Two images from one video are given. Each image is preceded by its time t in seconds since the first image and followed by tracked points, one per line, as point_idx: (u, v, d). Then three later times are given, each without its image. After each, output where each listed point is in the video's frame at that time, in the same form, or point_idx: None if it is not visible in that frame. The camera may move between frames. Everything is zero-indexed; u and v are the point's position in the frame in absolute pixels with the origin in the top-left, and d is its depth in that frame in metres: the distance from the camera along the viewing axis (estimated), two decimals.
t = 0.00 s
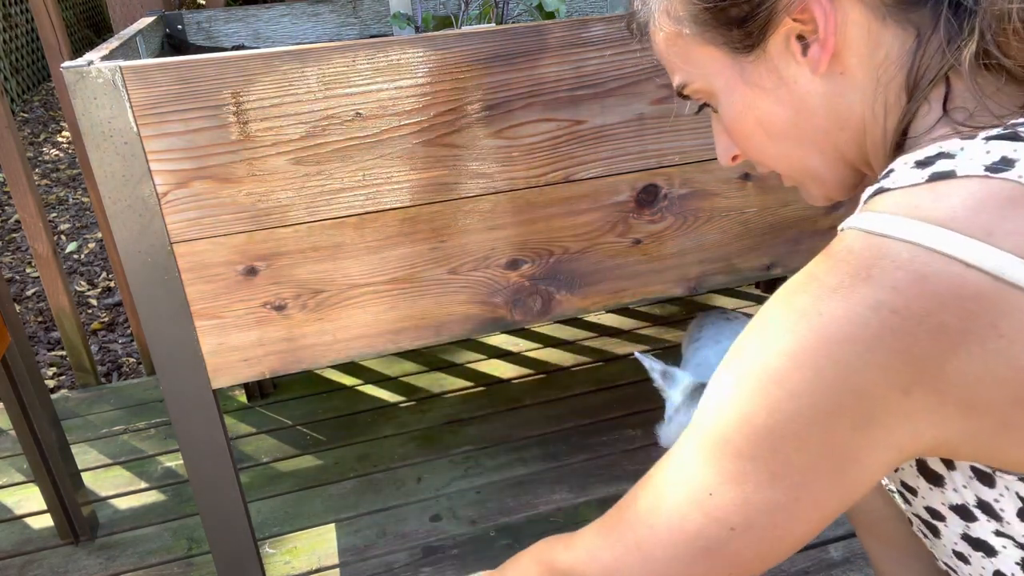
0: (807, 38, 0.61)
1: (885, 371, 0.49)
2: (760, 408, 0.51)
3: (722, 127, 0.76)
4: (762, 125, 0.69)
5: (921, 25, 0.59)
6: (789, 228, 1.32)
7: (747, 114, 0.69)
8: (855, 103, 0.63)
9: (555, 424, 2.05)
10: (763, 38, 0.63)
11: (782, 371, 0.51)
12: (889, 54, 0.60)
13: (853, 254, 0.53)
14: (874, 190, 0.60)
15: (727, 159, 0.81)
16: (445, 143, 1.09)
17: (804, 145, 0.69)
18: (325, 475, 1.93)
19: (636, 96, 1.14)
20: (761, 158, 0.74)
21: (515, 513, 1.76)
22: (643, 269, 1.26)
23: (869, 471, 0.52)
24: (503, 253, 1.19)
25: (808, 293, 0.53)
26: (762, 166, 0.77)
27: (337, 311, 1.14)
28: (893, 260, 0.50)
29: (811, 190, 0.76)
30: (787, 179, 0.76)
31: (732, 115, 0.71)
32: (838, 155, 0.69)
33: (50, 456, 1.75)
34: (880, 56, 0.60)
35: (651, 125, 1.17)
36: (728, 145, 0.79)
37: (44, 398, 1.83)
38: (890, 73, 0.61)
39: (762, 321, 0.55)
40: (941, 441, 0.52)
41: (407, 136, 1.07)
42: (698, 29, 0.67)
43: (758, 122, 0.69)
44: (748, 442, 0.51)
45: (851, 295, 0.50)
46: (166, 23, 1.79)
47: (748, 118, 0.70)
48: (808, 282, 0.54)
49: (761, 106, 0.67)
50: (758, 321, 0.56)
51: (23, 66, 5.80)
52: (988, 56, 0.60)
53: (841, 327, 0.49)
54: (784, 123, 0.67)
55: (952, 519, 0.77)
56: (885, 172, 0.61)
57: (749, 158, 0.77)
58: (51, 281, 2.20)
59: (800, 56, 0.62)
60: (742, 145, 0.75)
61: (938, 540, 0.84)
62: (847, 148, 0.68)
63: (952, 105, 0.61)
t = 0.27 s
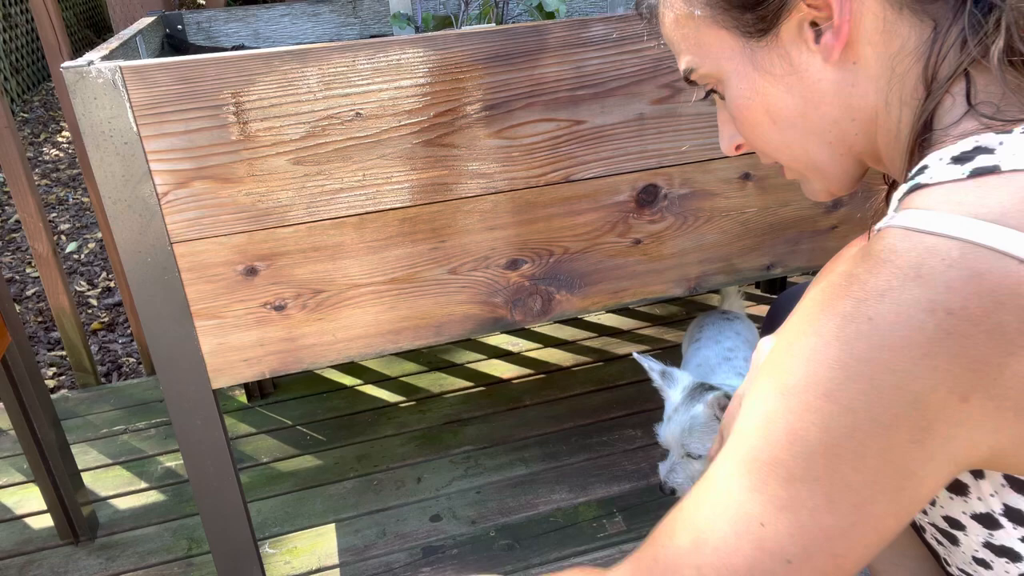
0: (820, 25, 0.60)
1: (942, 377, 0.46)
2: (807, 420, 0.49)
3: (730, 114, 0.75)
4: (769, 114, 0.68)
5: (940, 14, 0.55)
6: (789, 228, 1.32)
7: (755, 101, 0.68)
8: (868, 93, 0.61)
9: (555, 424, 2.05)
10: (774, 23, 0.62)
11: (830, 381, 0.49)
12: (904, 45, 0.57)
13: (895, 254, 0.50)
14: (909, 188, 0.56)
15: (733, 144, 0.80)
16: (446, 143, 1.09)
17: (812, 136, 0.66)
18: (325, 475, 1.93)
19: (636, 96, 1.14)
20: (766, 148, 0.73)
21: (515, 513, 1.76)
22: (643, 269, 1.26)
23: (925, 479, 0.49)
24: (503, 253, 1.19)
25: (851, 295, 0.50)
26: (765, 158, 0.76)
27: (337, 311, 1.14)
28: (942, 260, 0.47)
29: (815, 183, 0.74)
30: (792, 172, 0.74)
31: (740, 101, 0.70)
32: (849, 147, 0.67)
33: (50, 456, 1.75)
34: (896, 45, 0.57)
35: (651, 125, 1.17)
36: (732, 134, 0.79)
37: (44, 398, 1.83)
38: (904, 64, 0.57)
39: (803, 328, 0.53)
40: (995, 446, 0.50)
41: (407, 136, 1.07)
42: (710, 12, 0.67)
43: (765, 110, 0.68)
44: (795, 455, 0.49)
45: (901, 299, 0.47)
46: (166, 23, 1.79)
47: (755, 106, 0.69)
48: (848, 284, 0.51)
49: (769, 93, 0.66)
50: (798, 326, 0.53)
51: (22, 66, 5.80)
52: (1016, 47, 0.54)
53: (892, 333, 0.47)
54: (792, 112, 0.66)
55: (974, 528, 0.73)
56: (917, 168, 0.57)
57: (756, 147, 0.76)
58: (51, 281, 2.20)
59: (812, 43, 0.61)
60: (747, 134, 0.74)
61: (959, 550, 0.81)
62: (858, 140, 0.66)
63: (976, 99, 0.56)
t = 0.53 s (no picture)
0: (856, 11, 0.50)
1: (982, 398, 0.40)
2: (832, 463, 0.43)
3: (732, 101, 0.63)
4: (784, 106, 0.57)
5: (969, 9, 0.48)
6: (789, 228, 1.32)
7: (767, 90, 0.57)
8: (895, 91, 0.52)
9: (555, 424, 2.05)
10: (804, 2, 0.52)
11: (853, 420, 0.42)
12: (935, 43, 0.49)
13: (915, 270, 0.43)
14: (923, 201, 0.49)
15: (717, 140, 0.69)
16: (446, 143, 1.09)
17: (829, 133, 0.57)
18: (324, 476, 1.93)
19: (635, 96, 1.14)
20: (766, 143, 0.62)
21: (515, 513, 1.76)
22: (643, 269, 1.26)
23: (973, 510, 0.43)
24: (503, 253, 1.18)
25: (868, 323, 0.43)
26: (760, 152, 0.65)
27: (337, 311, 1.14)
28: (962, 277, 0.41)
29: (813, 184, 0.65)
30: (789, 169, 0.65)
31: (748, 93, 0.59)
32: (861, 146, 0.58)
33: (50, 456, 1.75)
34: (929, 40, 0.49)
35: (651, 125, 1.17)
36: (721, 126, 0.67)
37: (44, 398, 1.83)
38: (932, 62, 0.50)
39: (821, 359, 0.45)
40: None
41: (407, 136, 1.07)
42: None
43: (778, 102, 0.57)
44: (822, 503, 0.43)
45: (927, 319, 0.41)
46: (166, 23, 1.79)
47: (766, 96, 0.58)
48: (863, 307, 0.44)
49: (787, 82, 0.55)
50: (817, 354, 0.46)
51: (22, 66, 5.79)
52: None
53: (920, 365, 0.40)
54: (811, 106, 0.55)
55: (971, 575, 0.65)
56: (933, 177, 0.50)
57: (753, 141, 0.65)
58: (51, 281, 2.20)
59: (844, 31, 0.51)
60: (743, 128, 0.63)
61: None
62: (870, 140, 0.57)
63: (997, 99, 0.49)
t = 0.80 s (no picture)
0: None
1: None
2: (882, 496, 0.41)
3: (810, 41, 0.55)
4: (901, 52, 0.50)
5: None
6: (789, 228, 1.32)
7: (889, 32, 0.50)
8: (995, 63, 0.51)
9: (555, 424, 2.05)
10: None
11: (908, 461, 0.40)
12: None
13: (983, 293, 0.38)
14: (981, 216, 0.44)
15: (750, 96, 0.58)
16: (446, 143, 1.09)
17: (932, 96, 0.51)
18: (325, 476, 1.93)
19: (635, 96, 1.14)
20: (847, 100, 0.54)
21: (515, 513, 1.76)
22: (643, 270, 1.26)
23: None
24: (503, 253, 1.18)
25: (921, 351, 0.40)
26: (814, 117, 0.56)
27: (337, 311, 1.14)
28: None
29: (861, 167, 0.57)
30: (841, 142, 0.57)
31: (852, 31, 0.52)
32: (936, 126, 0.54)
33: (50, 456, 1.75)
34: None
35: (651, 125, 1.17)
36: (769, 82, 0.57)
37: (44, 398, 1.83)
38: None
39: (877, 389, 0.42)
40: None
41: (408, 136, 1.07)
42: None
43: (900, 45, 0.50)
44: (874, 532, 0.42)
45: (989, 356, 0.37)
46: (166, 23, 1.79)
47: (886, 39, 0.50)
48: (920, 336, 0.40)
49: (916, 26, 0.49)
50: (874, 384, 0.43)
51: (23, 66, 5.80)
52: None
53: (975, 406, 0.37)
54: (931, 59, 0.50)
55: None
56: (992, 187, 0.46)
57: (811, 95, 0.56)
58: (51, 281, 2.20)
59: None
60: (825, 81, 0.54)
61: None
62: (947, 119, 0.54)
63: None
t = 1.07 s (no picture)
0: None
1: None
2: (896, 498, 0.43)
3: (841, 32, 0.56)
4: (937, 48, 0.51)
5: None
6: (789, 228, 1.32)
7: (929, 27, 0.51)
8: None
9: (555, 424, 2.05)
10: None
11: (923, 463, 0.41)
12: None
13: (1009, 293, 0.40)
14: (1009, 217, 0.46)
15: (782, 89, 0.60)
16: (446, 143, 1.09)
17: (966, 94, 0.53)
18: (325, 476, 1.93)
19: (635, 96, 1.14)
20: (879, 94, 0.55)
21: (515, 513, 1.76)
22: (643, 269, 1.26)
23: None
24: (503, 252, 1.18)
25: (944, 356, 0.41)
26: (842, 110, 0.58)
27: (338, 311, 1.14)
28: None
29: (887, 161, 0.58)
30: (867, 137, 0.58)
31: (890, 21, 0.53)
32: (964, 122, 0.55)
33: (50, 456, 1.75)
34: None
35: (651, 125, 1.17)
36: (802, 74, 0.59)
37: (44, 398, 1.83)
38: None
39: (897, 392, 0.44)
40: None
41: (408, 136, 1.07)
42: None
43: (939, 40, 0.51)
44: (885, 533, 0.44)
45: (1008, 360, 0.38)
46: (166, 23, 1.79)
47: (925, 34, 0.51)
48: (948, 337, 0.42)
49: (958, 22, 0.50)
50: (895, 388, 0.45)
51: (23, 66, 5.80)
52: None
53: (991, 412, 0.38)
54: (968, 55, 0.51)
55: None
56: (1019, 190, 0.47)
57: (844, 86, 0.57)
58: (51, 281, 2.20)
59: None
60: (859, 73, 0.55)
61: None
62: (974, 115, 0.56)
63: None
